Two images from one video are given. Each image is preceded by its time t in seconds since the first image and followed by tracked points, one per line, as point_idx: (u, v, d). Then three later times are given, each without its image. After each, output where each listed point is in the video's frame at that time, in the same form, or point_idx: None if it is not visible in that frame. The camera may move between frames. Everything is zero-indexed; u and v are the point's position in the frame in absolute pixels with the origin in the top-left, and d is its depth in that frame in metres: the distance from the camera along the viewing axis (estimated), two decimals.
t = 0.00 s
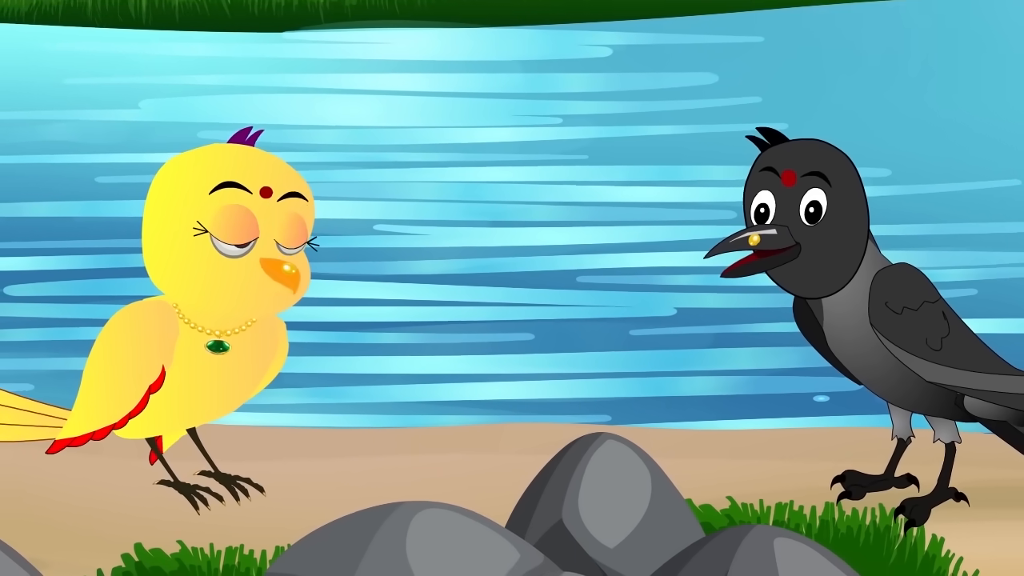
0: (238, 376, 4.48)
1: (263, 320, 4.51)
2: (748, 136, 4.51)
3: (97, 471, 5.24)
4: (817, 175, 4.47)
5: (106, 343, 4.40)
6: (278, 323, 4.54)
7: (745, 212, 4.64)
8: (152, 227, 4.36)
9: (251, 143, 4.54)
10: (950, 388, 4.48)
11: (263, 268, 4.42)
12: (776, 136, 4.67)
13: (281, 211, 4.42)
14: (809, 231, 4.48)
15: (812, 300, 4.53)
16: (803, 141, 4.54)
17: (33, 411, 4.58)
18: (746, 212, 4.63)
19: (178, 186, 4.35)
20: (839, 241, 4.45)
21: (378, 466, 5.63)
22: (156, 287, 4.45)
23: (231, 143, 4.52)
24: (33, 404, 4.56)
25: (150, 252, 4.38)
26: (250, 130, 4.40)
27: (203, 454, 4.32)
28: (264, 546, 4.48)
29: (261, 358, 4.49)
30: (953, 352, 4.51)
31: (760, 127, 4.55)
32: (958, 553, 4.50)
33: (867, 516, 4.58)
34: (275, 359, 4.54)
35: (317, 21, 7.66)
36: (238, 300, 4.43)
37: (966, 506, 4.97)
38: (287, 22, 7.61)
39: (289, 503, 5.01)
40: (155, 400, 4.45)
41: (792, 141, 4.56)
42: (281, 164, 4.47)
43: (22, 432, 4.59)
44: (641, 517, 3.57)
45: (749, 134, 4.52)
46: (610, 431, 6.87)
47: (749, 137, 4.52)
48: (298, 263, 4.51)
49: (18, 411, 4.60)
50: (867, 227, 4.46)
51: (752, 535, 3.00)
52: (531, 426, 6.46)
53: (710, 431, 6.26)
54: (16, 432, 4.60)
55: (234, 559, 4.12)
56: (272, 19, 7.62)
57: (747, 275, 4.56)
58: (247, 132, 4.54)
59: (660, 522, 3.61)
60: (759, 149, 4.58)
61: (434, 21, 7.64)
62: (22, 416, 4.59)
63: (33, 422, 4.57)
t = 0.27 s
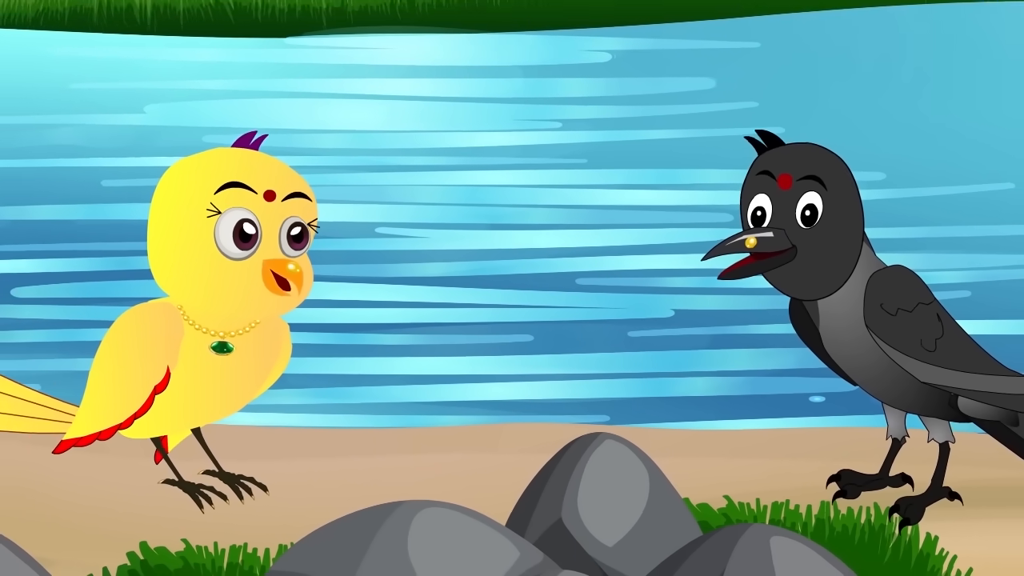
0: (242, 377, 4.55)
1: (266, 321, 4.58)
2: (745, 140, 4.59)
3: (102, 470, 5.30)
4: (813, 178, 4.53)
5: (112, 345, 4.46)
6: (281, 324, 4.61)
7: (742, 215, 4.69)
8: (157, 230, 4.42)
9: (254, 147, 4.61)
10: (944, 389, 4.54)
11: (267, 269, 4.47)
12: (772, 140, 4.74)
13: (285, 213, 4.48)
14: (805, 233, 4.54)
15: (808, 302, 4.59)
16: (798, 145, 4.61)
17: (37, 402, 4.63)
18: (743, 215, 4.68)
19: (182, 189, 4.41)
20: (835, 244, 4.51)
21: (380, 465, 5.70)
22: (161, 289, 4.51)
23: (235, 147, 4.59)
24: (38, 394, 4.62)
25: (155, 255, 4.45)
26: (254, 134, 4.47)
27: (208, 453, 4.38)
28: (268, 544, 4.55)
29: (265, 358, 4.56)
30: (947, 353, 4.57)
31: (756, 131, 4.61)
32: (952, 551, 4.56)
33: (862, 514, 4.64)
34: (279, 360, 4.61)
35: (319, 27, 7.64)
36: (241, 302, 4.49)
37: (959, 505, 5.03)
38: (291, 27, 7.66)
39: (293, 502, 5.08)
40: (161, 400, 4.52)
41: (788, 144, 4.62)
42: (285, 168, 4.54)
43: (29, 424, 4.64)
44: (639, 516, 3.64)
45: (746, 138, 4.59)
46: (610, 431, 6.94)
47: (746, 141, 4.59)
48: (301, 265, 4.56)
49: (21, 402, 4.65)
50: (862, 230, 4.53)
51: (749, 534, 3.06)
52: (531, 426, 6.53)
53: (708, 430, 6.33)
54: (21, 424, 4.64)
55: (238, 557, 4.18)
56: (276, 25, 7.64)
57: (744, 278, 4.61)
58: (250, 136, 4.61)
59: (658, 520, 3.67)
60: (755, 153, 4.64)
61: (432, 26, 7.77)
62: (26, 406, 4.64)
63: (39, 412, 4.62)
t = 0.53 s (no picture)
0: (246, 377, 4.61)
1: (270, 323, 4.64)
2: (743, 144, 4.66)
3: (108, 469, 5.37)
4: (809, 182, 4.59)
5: (118, 346, 4.53)
6: (284, 326, 4.67)
7: (739, 218, 4.75)
8: (162, 233, 4.49)
9: (258, 151, 4.67)
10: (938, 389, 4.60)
11: (270, 272, 4.52)
12: (769, 143, 4.80)
13: (288, 215, 4.54)
14: (802, 236, 4.60)
15: (804, 303, 4.66)
16: (795, 149, 4.67)
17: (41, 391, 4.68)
18: (740, 218, 4.74)
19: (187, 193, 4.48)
20: (830, 246, 4.58)
21: (382, 464, 5.77)
22: (166, 290, 4.58)
23: (239, 150, 4.65)
24: (42, 382, 4.67)
25: (161, 257, 4.51)
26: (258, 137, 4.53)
27: (212, 453, 4.44)
28: (271, 543, 4.61)
29: (269, 359, 4.62)
30: (941, 354, 4.64)
31: (753, 135, 4.67)
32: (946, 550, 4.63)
33: (857, 513, 4.69)
34: (282, 361, 4.68)
35: (323, 32, 7.68)
36: (245, 303, 4.55)
37: (953, 504, 5.10)
38: (296, 32, 7.69)
39: (296, 501, 5.15)
40: (166, 400, 4.58)
41: (784, 148, 4.69)
42: (288, 171, 4.59)
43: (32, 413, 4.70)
44: (637, 514, 3.70)
45: (744, 142, 4.66)
46: (609, 431, 7.00)
47: (743, 145, 4.66)
48: (304, 267, 4.62)
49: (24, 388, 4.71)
50: (857, 233, 4.59)
51: (746, 532, 3.12)
52: (531, 426, 6.59)
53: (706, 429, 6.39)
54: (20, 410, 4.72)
55: (241, 556, 4.24)
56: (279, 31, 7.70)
57: (741, 279, 4.68)
58: (255, 140, 4.67)
59: (656, 519, 3.74)
60: (752, 156, 4.70)
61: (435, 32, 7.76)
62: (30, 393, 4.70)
63: (45, 404, 4.69)
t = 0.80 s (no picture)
0: (250, 378, 4.68)
1: (273, 325, 4.71)
2: (740, 147, 4.70)
3: (113, 469, 5.43)
4: (806, 185, 4.66)
5: (123, 347, 4.59)
6: (288, 329, 4.74)
7: (736, 221, 4.81)
8: (167, 235, 4.55)
9: (262, 154, 4.74)
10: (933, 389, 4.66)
11: (273, 274, 4.59)
12: (766, 147, 4.86)
13: (292, 218, 4.61)
14: (798, 238, 4.66)
15: (800, 304, 4.72)
16: (791, 153, 4.73)
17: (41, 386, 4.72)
18: (737, 220, 4.80)
19: (192, 194, 4.53)
20: (826, 248, 4.64)
21: (382, 464, 5.83)
22: (171, 292, 4.64)
23: (243, 154, 4.71)
24: (40, 376, 4.71)
25: (166, 259, 4.57)
26: (261, 141, 4.59)
27: (216, 452, 4.50)
28: (275, 541, 4.68)
29: (272, 360, 4.68)
30: (935, 355, 4.70)
31: (750, 139, 4.73)
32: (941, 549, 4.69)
33: (853, 512, 4.76)
34: (285, 361, 4.74)
35: (325, 37, 7.82)
36: (248, 305, 4.61)
37: (947, 502, 5.17)
38: (298, 38, 7.84)
39: (298, 500, 5.21)
40: (170, 401, 4.65)
41: (781, 152, 4.75)
42: (292, 174, 4.65)
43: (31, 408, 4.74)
44: (635, 514, 3.77)
45: (741, 145, 4.70)
46: (608, 431, 7.07)
47: (741, 148, 4.70)
48: (307, 269, 4.69)
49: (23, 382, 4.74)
50: (852, 236, 4.66)
51: (742, 530, 3.18)
52: (531, 425, 6.66)
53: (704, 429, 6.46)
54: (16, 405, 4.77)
55: (246, 554, 4.30)
56: (281, 38, 7.82)
57: (738, 281, 4.74)
58: (259, 143, 4.73)
59: (654, 518, 3.80)
60: (749, 160, 4.76)
61: (438, 38, 7.82)
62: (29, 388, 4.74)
63: (47, 400, 4.74)
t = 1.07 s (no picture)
0: (253, 379, 4.73)
1: (276, 326, 4.76)
2: (737, 151, 4.76)
3: (118, 468, 5.49)
4: (801, 188, 4.72)
5: (129, 348, 4.65)
6: (291, 331, 4.78)
7: (733, 224, 4.87)
8: (171, 238, 4.61)
9: (265, 158, 4.79)
10: (928, 390, 4.72)
11: (276, 275, 4.65)
12: (762, 151, 4.92)
13: (295, 221, 4.66)
14: (794, 241, 4.73)
15: (796, 306, 4.79)
16: (787, 156, 4.79)
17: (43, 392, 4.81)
18: (734, 223, 4.86)
19: (196, 198, 4.59)
20: (822, 251, 4.70)
21: (384, 463, 5.90)
22: (175, 294, 4.70)
23: (246, 158, 4.77)
24: (41, 382, 4.80)
25: (170, 261, 4.63)
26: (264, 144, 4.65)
27: (221, 452, 4.56)
28: (278, 539, 4.74)
29: (275, 361, 4.74)
30: (930, 356, 4.76)
31: (747, 142, 4.80)
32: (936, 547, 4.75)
33: (848, 511, 4.82)
34: (289, 362, 4.79)
35: (327, 42, 7.84)
36: (251, 307, 4.68)
37: (942, 501, 5.23)
38: (300, 43, 7.82)
39: (301, 499, 5.28)
40: (175, 401, 4.71)
41: (777, 156, 4.81)
42: (294, 177, 4.70)
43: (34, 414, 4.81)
44: (633, 513, 3.83)
45: (738, 149, 4.77)
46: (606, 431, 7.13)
47: (737, 152, 4.77)
48: (310, 271, 4.74)
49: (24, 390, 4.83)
50: (847, 238, 4.72)
51: (738, 529, 3.24)
52: (531, 425, 6.72)
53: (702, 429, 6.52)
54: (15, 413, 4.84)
55: (250, 552, 4.37)
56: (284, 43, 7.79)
57: (735, 284, 4.80)
58: (262, 147, 4.79)
59: (652, 516, 3.86)
60: (746, 163, 4.83)
61: (439, 43, 7.89)
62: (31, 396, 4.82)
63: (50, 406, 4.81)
